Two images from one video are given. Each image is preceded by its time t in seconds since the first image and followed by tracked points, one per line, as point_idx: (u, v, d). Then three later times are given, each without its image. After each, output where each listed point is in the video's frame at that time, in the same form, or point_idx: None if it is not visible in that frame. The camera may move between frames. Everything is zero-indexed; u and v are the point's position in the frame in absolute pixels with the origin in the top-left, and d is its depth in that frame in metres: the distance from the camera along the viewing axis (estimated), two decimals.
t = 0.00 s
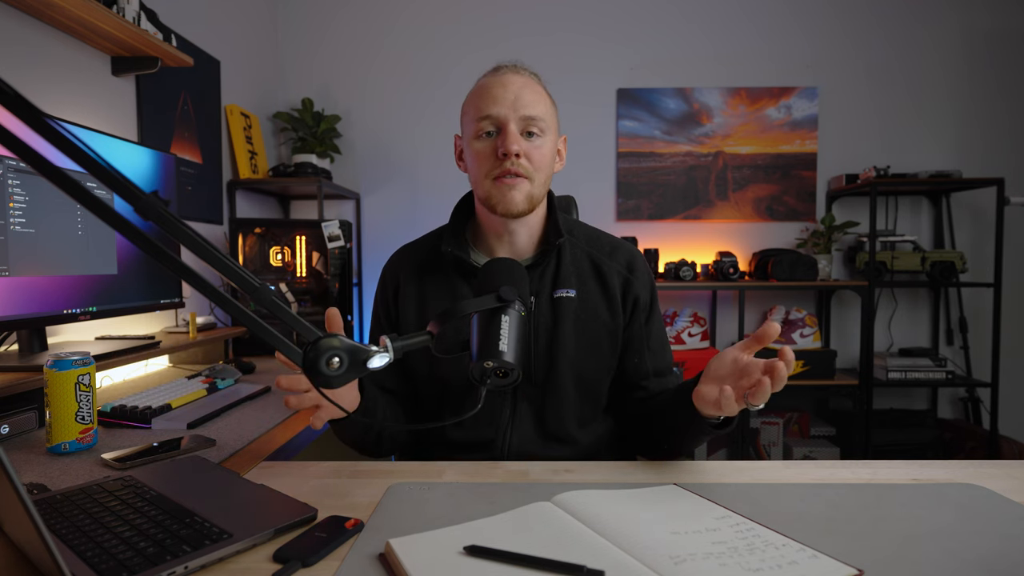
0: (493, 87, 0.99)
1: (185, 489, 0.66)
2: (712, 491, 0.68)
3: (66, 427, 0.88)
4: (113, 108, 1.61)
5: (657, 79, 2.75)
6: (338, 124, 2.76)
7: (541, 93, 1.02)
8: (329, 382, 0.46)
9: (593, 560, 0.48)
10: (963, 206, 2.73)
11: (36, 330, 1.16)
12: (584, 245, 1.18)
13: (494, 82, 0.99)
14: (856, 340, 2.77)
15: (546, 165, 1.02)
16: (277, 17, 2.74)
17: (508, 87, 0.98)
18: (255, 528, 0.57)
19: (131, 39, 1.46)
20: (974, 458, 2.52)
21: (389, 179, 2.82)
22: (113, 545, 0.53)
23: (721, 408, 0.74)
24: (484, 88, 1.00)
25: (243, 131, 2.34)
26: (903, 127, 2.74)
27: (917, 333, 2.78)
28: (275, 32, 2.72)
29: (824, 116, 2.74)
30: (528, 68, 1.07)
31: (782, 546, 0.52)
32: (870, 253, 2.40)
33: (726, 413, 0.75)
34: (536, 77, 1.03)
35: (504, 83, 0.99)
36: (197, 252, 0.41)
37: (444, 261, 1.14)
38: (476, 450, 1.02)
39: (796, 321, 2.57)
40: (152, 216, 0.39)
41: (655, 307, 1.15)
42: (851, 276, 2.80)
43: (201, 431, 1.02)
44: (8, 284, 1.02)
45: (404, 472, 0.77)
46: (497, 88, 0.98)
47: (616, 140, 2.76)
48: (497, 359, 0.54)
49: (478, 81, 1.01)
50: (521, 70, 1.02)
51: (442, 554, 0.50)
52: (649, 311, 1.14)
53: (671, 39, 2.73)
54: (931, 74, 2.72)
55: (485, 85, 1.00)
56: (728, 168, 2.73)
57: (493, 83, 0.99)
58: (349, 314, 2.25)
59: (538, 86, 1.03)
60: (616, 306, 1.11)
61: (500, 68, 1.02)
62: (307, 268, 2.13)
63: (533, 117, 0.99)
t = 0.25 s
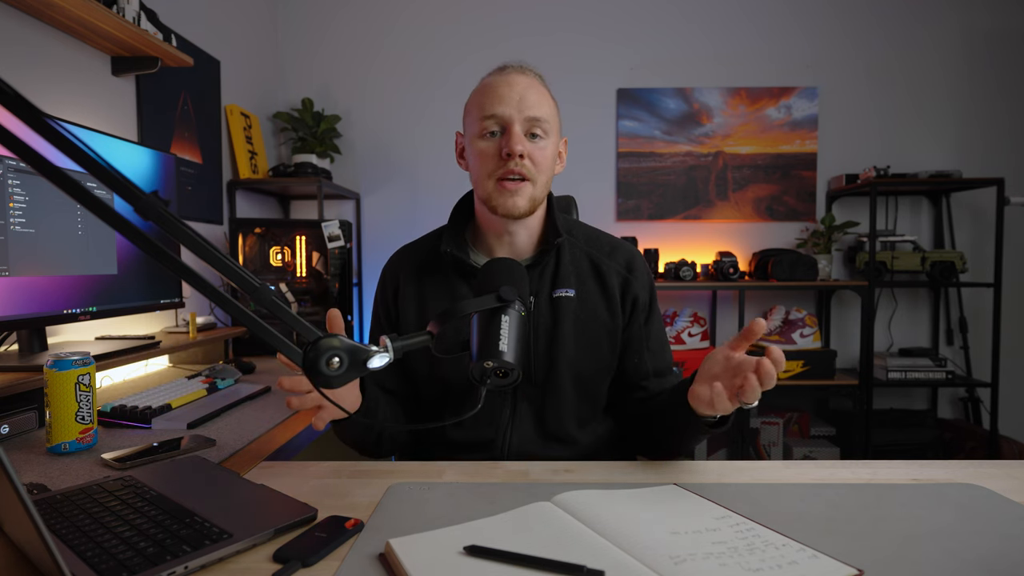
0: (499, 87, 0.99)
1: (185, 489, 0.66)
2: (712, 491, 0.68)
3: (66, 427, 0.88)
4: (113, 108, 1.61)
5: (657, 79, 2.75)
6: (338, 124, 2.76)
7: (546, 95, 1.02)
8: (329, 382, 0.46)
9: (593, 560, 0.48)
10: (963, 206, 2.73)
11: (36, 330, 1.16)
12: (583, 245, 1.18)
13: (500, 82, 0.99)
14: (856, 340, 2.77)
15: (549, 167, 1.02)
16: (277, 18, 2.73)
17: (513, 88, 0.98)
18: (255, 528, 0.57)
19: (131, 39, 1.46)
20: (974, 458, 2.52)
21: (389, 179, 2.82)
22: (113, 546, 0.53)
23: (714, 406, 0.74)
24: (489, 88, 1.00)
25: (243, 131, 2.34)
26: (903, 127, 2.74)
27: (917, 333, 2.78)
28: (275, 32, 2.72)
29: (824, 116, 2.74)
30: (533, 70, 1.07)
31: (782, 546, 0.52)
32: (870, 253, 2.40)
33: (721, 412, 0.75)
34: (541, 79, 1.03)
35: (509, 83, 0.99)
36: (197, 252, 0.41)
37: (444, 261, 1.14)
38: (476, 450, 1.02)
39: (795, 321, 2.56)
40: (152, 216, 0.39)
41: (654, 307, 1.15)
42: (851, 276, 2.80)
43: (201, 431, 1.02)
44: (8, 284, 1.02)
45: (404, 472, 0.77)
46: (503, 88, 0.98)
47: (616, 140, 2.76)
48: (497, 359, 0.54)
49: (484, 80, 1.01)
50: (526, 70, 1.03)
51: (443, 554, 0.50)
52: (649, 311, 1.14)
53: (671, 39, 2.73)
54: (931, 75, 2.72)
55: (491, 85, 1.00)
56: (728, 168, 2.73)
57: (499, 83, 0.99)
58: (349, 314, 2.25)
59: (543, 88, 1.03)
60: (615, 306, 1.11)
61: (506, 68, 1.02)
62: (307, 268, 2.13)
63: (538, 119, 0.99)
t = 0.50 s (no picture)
0: (497, 85, 0.99)
1: (185, 489, 0.66)
2: (712, 491, 0.68)
3: (66, 427, 0.88)
4: (113, 108, 1.61)
5: (657, 79, 2.74)
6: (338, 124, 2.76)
7: (544, 94, 1.03)
8: (329, 382, 0.46)
9: (594, 560, 0.48)
10: (963, 206, 2.73)
11: (36, 330, 1.16)
12: (583, 245, 1.18)
13: (499, 80, 1.00)
14: (856, 340, 2.77)
15: (545, 164, 1.02)
16: (277, 18, 2.73)
17: (511, 85, 0.99)
18: (255, 528, 0.57)
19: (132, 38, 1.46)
20: (974, 458, 2.52)
21: (389, 179, 2.82)
22: (113, 546, 0.53)
23: (715, 415, 0.75)
24: (488, 86, 1.00)
25: (243, 131, 2.34)
26: (903, 127, 2.74)
27: (917, 333, 2.78)
28: (275, 32, 2.72)
29: (824, 116, 2.74)
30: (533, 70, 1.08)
31: (782, 546, 0.52)
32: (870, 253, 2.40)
33: (724, 420, 0.76)
34: (540, 78, 1.04)
35: (507, 82, 1.00)
36: (197, 252, 0.41)
37: (444, 261, 1.14)
38: (476, 450, 1.02)
39: (796, 321, 2.55)
40: (151, 216, 0.39)
41: (654, 307, 1.15)
42: (851, 276, 2.80)
43: (201, 431, 1.02)
44: (8, 284, 1.02)
45: (404, 472, 0.76)
46: (501, 85, 0.99)
47: (616, 140, 2.76)
48: (497, 359, 0.54)
49: (483, 79, 1.02)
50: (525, 70, 1.03)
51: (443, 554, 0.50)
52: (648, 312, 1.14)
53: (671, 39, 2.73)
54: (931, 75, 2.72)
55: (489, 83, 1.01)
56: (728, 168, 2.73)
57: (497, 81, 1.00)
58: (349, 314, 2.25)
59: (543, 88, 1.03)
60: (615, 306, 1.11)
61: (505, 67, 1.03)
62: (307, 268, 2.13)
63: (535, 117, 0.99)
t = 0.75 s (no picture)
0: (502, 86, 0.99)
1: (185, 489, 0.66)
2: (712, 491, 0.68)
3: (66, 427, 0.88)
4: (113, 108, 1.61)
5: (657, 79, 2.75)
6: (338, 124, 2.76)
7: (548, 95, 1.03)
8: (329, 382, 0.46)
9: (594, 560, 0.48)
10: (963, 206, 2.73)
11: (36, 330, 1.16)
12: (583, 245, 1.18)
13: (504, 81, 1.00)
14: (856, 340, 2.77)
15: (551, 167, 1.02)
16: (277, 18, 2.73)
17: (517, 87, 0.99)
18: (256, 528, 0.57)
19: (132, 38, 1.46)
20: (974, 458, 2.52)
21: (389, 179, 2.82)
22: (113, 546, 0.53)
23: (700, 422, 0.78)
24: (492, 87, 1.00)
25: (243, 131, 2.34)
26: (903, 126, 2.74)
27: (917, 333, 2.78)
28: (275, 32, 2.72)
29: (824, 116, 2.74)
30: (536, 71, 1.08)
31: (782, 546, 0.51)
32: (870, 253, 2.40)
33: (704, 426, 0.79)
34: (544, 80, 1.04)
35: (513, 83, 1.00)
36: (197, 252, 0.41)
37: (444, 261, 1.14)
38: (475, 450, 1.02)
39: (796, 321, 2.55)
40: (151, 215, 0.39)
41: (654, 307, 1.14)
42: (851, 276, 2.80)
43: (202, 431, 1.02)
44: (8, 284, 1.02)
45: (404, 471, 0.77)
46: (506, 86, 0.99)
47: (616, 140, 2.76)
48: (496, 359, 0.54)
49: (487, 80, 1.01)
50: (529, 71, 1.03)
51: (443, 554, 0.50)
52: (649, 312, 1.13)
53: (671, 38, 2.73)
54: (931, 75, 2.72)
55: (494, 84, 1.00)
56: (728, 168, 2.73)
57: (503, 82, 1.00)
58: (349, 314, 2.25)
59: (547, 89, 1.03)
60: (615, 307, 1.11)
61: (510, 68, 1.03)
62: (307, 268, 2.13)
63: (541, 119, 1.00)
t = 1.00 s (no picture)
0: (494, 89, 0.99)
1: (185, 489, 0.66)
2: (713, 491, 0.68)
3: (66, 427, 0.88)
4: (113, 108, 1.61)
5: (657, 79, 2.74)
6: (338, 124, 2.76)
7: (543, 94, 1.01)
8: (329, 382, 0.46)
9: (594, 560, 0.48)
10: (963, 206, 2.73)
11: (36, 330, 1.16)
12: (584, 245, 1.18)
13: (497, 82, 0.99)
14: (856, 340, 2.77)
15: (545, 168, 1.02)
16: (277, 17, 2.73)
17: (508, 89, 0.98)
18: (256, 528, 0.57)
19: (132, 38, 1.46)
20: (974, 458, 2.52)
21: (389, 179, 2.82)
22: (113, 546, 0.53)
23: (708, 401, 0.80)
24: (485, 89, 1.00)
25: (243, 131, 2.34)
26: (903, 126, 2.74)
27: (918, 333, 2.78)
28: (275, 32, 2.72)
29: (824, 116, 2.74)
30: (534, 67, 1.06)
31: (782, 546, 0.51)
32: (870, 253, 2.40)
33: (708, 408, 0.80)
34: (539, 77, 1.02)
35: (504, 85, 0.99)
36: (197, 252, 0.41)
37: (446, 261, 1.14)
38: (475, 450, 1.02)
39: (796, 321, 2.55)
40: (151, 215, 0.39)
41: (656, 309, 1.14)
42: (851, 276, 2.80)
43: (202, 431, 1.02)
44: (8, 284, 1.02)
45: (404, 471, 0.76)
46: (498, 88, 0.98)
47: (616, 140, 2.76)
48: (496, 359, 0.54)
49: (481, 81, 1.01)
50: (524, 68, 1.02)
51: (443, 554, 0.50)
52: (650, 313, 1.13)
53: (671, 38, 2.73)
54: (931, 75, 2.72)
55: (486, 86, 1.00)
56: (728, 168, 2.73)
57: (494, 84, 0.99)
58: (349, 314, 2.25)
59: (543, 86, 1.02)
60: (615, 308, 1.11)
61: (504, 67, 1.02)
62: (307, 268, 2.13)
63: (534, 121, 0.99)
